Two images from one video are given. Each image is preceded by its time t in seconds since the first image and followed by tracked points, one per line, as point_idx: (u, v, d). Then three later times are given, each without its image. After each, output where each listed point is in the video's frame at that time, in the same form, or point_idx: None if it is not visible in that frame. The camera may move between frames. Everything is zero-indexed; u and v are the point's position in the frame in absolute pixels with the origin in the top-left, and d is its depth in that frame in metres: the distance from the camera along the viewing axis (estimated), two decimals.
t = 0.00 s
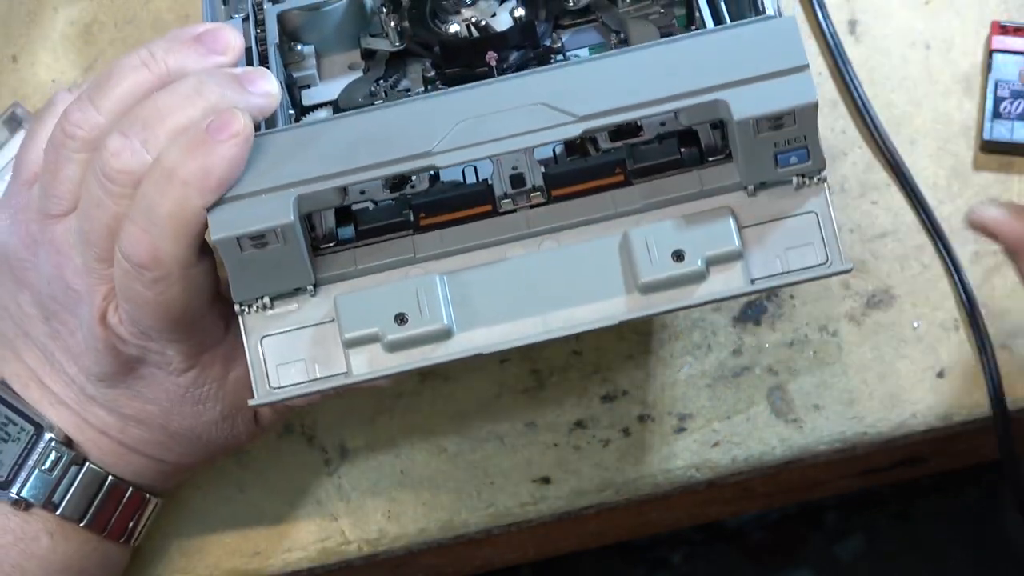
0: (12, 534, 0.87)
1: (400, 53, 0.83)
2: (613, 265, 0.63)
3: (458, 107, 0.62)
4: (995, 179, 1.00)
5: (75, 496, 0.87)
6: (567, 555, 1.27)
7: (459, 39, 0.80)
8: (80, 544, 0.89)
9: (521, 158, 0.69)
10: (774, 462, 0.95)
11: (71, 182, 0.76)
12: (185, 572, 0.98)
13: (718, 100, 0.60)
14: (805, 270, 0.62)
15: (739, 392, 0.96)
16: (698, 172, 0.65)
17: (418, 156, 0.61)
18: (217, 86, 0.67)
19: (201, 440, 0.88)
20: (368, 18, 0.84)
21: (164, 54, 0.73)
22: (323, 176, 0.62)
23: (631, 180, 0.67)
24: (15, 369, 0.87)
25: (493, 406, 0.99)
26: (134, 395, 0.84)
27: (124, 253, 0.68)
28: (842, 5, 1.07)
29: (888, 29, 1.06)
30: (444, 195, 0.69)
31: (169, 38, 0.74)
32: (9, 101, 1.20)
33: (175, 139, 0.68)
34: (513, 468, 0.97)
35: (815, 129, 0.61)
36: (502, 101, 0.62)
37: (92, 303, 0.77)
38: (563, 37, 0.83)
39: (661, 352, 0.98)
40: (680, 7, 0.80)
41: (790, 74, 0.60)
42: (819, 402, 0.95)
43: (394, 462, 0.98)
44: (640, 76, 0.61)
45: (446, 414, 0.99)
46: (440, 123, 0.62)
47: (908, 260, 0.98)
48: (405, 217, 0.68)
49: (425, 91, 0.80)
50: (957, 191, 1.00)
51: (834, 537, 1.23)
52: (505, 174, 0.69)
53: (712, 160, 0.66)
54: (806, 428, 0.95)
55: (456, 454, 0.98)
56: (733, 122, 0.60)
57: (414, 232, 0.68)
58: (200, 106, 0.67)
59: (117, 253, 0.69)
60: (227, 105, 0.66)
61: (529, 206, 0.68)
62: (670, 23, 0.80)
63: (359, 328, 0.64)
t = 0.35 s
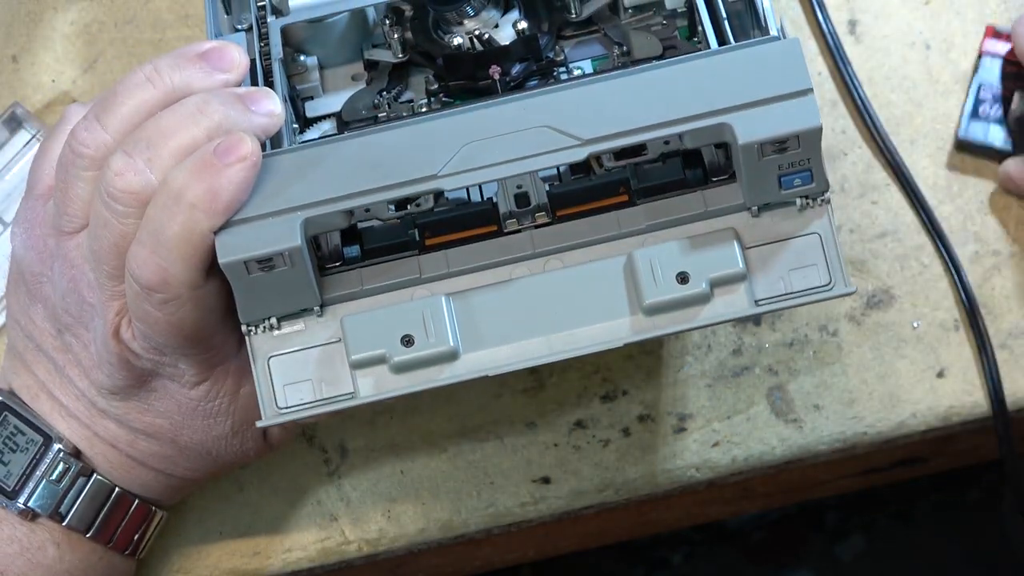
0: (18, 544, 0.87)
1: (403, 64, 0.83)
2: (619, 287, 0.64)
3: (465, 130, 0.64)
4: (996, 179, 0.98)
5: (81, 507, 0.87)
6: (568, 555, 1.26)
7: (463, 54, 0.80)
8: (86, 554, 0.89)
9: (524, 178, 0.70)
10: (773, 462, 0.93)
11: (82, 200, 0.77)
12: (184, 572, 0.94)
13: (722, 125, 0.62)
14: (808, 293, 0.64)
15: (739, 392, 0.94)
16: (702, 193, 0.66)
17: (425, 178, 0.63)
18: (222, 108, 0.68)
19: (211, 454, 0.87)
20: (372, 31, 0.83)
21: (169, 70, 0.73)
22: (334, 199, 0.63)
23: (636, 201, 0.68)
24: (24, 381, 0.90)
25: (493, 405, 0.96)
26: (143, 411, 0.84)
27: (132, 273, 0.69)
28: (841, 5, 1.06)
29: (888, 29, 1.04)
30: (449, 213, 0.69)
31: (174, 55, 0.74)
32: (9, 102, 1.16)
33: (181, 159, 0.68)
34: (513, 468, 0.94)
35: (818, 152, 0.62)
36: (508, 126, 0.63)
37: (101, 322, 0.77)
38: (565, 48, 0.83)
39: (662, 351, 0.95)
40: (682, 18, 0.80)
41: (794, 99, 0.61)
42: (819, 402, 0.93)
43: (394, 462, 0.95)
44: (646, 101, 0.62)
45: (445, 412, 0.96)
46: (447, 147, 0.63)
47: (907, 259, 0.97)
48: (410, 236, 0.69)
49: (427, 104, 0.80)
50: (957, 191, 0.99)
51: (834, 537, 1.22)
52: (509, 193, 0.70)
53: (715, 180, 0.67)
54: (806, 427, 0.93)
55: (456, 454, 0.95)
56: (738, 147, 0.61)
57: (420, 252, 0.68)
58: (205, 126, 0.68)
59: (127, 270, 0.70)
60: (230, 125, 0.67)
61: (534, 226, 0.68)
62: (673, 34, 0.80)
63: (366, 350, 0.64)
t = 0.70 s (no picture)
0: (20, 549, 0.87)
1: (403, 65, 0.83)
2: (619, 289, 0.64)
3: (465, 132, 0.64)
4: (995, 179, 0.98)
5: (82, 512, 0.87)
6: (568, 555, 1.26)
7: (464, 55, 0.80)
8: (88, 559, 0.89)
9: (525, 180, 0.70)
10: (774, 463, 0.93)
11: (82, 204, 0.77)
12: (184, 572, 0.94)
13: (723, 126, 0.62)
14: (808, 295, 0.64)
15: (739, 392, 0.94)
16: (702, 194, 0.66)
17: (426, 180, 0.63)
18: (222, 110, 0.68)
19: (214, 460, 0.87)
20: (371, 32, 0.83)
21: (168, 73, 0.73)
22: (334, 201, 0.63)
23: (636, 203, 0.68)
24: (25, 387, 0.90)
25: (493, 405, 0.95)
26: (146, 415, 0.85)
27: (133, 276, 0.69)
28: (841, 5, 1.06)
29: (888, 29, 1.05)
30: (450, 214, 0.70)
31: (173, 57, 0.74)
32: (9, 102, 1.16)
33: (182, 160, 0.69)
34: (513, 469, 0.94)
35: (818, 154, 0.62)
36: (507, 127, 0.63)
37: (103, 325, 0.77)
38: (565, 49, 0.82)
39: (662, 351, 0.95)
40: (682, 19, 0.80)
41: (795, 100, 0.61)
42: (819, 402, 0.93)
43: (394, 462, 0.95)
44: (645, 102, 0.62)
45: (445, 412, 0.96)
46: (447, 149, 0.63)
47: (907, 259, 0.97)
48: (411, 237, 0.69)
49: (428, 105, 0.80)
50: (957, 190, 0.99)
51: (834, 537, 1.22)
52: (509, 195, 0.70)
53: (715, 181, 0.68)
54: (806, 427, 0.93)
55: (456, 454, 0.95)
56: (738, 147, 0.61)
57: (420, 253, 0.68)
58: (204, 129, 0.68)
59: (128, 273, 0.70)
60: (230, 127, 0.67)
61: (534, 227, 0.68)
62: (673, 35, 0.80)
63: (366, 351, 0.64)
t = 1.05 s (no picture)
0: (21, 553, 0.87)
1: (403, 65, 0.83)
2: (619, 290, 0.65)
3: (465, 134, 0.64)
4: (995, 179, 0.98)
5: (82, 515, 0.87)
6: (568, 555, 1.26)
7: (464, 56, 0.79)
8: (89, 562, 0.89)
9: (525, 181, 0.70)
10: (774, 463, 0.93)
11: (82, 207, 0.77)
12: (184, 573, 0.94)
13: (723, 127, 0.62)
14: (809, 296, 0.64)
15: (739, 392, 0.94)
16: (702, 195, 0.66)
17: (426, 182, 0.63)
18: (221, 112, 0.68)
19: (213, 463, 0.87)
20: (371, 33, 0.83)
21: (168, 76, 0.73)
22: (334, 202, 0.63)
23: (637, 204, 0.68)
24: (25, 390, 0.90)
25: (493, 405, 0.95)
26: (145, 418, 0.85)
27: (133, 278, 0.69)
28: (841, 5, 1.06)
29: (888, 30, 1.05)
30: (450, 215, 0.70)
31: (173, 60, 0.74)
32: (9, 102, 1.16)
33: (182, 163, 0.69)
34: (513, 469, 0.94)
35: (818, 156, 0.62)
36: (507, 129, 0.63)
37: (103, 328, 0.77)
38: (565, 50, 0.82)
39: (662, 352, 0.95)
40: (682, 20, 0.80)
41: (795, 102, 0.61)
42: (819, 402, 0.93)
43: (393, 462, 0.95)
44: (645, 103, 0.63)
45: (445, 412, 0.96)
46: (447, 150, 0.63)
47: (908, 259, 0.97)
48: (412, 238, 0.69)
49: (428, 106, 0.80)
50: (957, 191, 0.99)
51: (834, 537, 1.22)
52: (510, 196, 0.70)
53: (716, 183, 0.68)
54: (806, 427, 0.93)
55: (455, 454, 0.95)
56: (738, 148, 0.61)
57: (420, 254, 0.69)
58: (204, 131, 0.68)
59: (128, 276, 0.70)
60: (229, 129, 0.67)
61: (534, 229, 0.68)
62: (673, 36, 0.80)
63: (367, 352, 0.64)
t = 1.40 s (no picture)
0: (21, 554, 0.87)
1: (403, 64, 0.83)
2: (618, 288, 0.64)
3: (464, 131, 0.64)
4: (995, 179, 0.98)
5: (82, 516, 0.87)
6: (568, 555, 1.26)
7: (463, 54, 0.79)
8: (89, 563, 0.89)
9: (525, 179, 0.70)
10: (773, 462, 0.93)
11: (81, 207, 0.77)
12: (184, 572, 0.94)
13: (723, 124, 0.62)
14: (808, 294, 0.64)
15: (739, 392, 0.94)
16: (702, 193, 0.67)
17: (426, 179, 0.63)
18: (220, 110, 0.68)
19: (214, 462, 0.87)
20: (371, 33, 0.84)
21: (167, 75, 0.73)
22: (333, 199, 0.63)
23: (636, 201, 0.68)
24: (25, 390, 0.90)
25: (492, 405, 0.95)
26: (146, 418, 0.85)
27: (133, 277, 0.69)
28: (841, 5, 1.06)
29: (888, 29, 1.05)
30: (449, 212, 0.69)
31: (172, 58, 0.74)
32: (9, 102, 1.16)
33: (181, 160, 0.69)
34: (513, 469, 0.94)
35: (818, 153, 0.62)
36: (506, 126, 0.63)
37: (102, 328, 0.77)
38: (565, 49, 0.82)
39: (662, 351, 0.95)
40: (682, 19, 0.80)
41: (795, 99, 0.61)
42: (819, 402, 0.93)
43: (393, 462, 0.95)
44: (645, 101, 0.62)
45: (445, 412, 0.96)
46: (447, 148, 0.63)
47: (907, 259, 0.97)
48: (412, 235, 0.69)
49: (428, 105, 0.80)
50: (957, 190, 0.98)
51: (834, 537, 1.22)
52: (509, 194, 0.70)
53: (716, 180, 0.68)
54: (807, 427, 0.93)
55: (456, 454, 0.95)
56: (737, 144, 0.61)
57: (420, 252, 0.68)
58: (203, 129, 0.68)
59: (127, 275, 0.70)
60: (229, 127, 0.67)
61: (534, 226, 0.68)
62: (673, 34, 0.80)
63: (367, 349, 0.64)
